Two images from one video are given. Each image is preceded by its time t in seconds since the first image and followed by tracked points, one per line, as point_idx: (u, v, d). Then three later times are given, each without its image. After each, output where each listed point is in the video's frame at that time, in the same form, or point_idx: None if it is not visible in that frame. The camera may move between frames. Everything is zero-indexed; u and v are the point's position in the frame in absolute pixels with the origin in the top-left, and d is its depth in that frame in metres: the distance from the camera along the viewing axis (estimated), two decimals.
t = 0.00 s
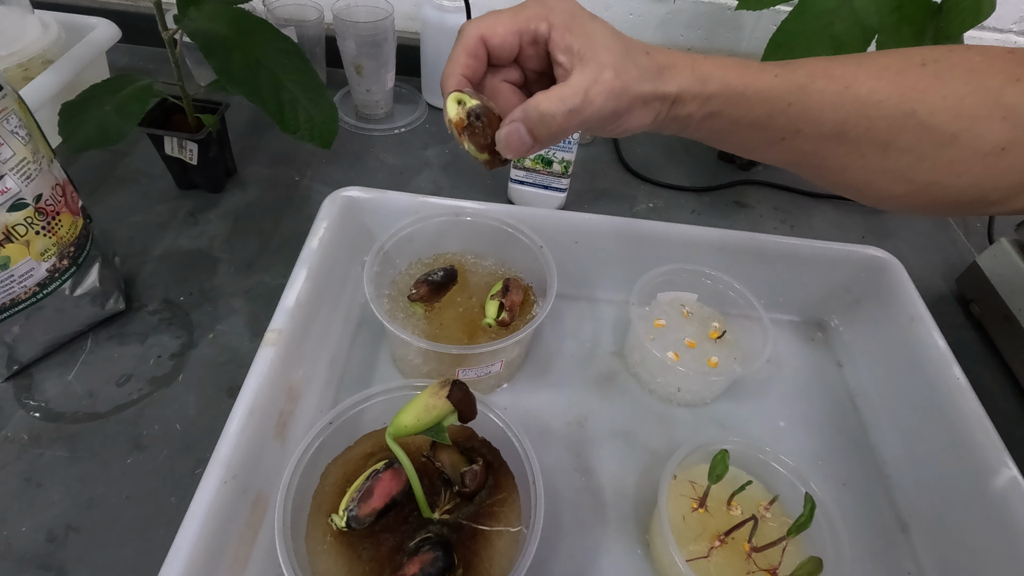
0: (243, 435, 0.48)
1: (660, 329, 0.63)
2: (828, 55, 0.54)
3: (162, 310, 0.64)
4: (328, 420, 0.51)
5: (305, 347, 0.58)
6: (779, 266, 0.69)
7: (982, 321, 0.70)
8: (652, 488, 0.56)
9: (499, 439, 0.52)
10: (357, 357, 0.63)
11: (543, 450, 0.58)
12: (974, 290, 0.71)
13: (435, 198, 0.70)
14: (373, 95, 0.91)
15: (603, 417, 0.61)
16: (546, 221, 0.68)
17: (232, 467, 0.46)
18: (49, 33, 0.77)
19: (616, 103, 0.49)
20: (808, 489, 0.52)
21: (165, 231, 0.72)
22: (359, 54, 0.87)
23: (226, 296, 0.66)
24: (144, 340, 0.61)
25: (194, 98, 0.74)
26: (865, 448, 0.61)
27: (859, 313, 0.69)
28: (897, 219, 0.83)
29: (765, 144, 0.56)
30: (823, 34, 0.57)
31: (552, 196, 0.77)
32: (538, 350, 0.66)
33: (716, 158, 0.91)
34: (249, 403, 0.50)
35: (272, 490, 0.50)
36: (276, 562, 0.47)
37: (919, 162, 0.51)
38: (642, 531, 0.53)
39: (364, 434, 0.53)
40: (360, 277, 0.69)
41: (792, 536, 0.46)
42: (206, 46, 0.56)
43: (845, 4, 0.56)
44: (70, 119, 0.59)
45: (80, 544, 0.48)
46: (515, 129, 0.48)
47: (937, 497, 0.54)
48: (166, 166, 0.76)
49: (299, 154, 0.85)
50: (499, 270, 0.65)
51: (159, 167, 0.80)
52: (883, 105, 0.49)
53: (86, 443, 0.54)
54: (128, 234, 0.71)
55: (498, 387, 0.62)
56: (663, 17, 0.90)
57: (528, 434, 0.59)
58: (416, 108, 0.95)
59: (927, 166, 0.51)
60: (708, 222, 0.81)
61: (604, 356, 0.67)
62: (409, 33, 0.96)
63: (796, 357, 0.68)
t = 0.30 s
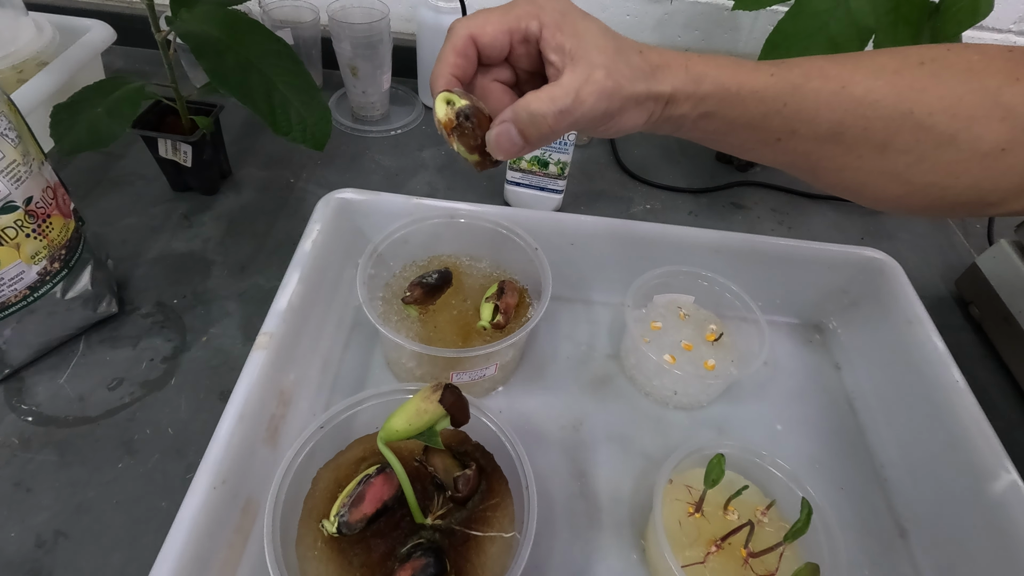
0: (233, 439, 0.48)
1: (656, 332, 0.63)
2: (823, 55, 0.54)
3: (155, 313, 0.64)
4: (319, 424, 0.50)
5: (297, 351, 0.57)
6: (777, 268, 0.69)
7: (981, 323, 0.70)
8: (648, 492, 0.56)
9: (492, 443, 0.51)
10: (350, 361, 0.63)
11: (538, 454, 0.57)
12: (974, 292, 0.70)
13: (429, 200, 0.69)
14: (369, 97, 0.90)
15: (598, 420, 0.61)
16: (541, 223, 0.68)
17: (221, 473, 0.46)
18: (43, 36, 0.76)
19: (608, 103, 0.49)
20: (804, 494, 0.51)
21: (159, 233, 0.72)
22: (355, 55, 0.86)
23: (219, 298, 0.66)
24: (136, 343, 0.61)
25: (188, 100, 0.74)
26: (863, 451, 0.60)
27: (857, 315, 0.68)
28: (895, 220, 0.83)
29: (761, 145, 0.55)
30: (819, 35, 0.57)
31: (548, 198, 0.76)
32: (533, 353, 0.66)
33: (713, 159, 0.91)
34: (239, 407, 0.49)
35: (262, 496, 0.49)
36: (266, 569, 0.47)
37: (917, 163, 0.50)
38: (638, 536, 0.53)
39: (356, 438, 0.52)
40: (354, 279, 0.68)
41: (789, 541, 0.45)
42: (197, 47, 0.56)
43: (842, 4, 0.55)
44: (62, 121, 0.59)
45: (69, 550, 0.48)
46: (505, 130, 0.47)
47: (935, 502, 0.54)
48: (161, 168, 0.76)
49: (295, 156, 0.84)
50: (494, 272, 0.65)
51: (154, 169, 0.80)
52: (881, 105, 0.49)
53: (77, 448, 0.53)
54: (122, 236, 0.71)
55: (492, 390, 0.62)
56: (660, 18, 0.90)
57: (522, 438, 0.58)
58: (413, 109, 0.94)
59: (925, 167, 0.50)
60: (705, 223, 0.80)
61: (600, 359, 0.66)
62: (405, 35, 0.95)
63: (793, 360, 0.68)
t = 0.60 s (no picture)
0: (232, 446, 0.47)
1: (657, 336, 0.63)
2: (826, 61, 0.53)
3: (154, 318, 0.64)
4: (319, 430, 0.50)
5: (297, 356, 0.57)
6: (778, 271, 0.68)
7: (984, 327, 0.69)
8: (650, 497, 0.55)
9: (493, 449, 0.51)
10: (351, 366, 0.63)
11: (538, 459, 0.57)
12: (976, 295, 0.70)
13: (430, 204, 0.69)
14: (369, 101, 0.90)
15: (599, 425, 0.60)
16: (542, 227, 0.68)
17: (220, 480, 0.45)
18: (43, 41, 0.76)
19: (610, 111, 0.49)
20: (807, 500, 0.51)
21: (158, 238, 0.72)
22: (355, 59, 0.86)
23: (220, 303, 0.66)
24: (136, 348, 0.61)
25: (188, 104, 0.74)
26: (865, 456, 0.60)
27: (859, 318, 0.68)
28: (897, 223, 0.83)
29: (763, 150, 0.55)
30: (821, 37, 0.56)
31: (549, 202, 0.76)
32: (534, 357, 0.66)
33: (714, 162, 0.90)
34: (239, 414, 0.49)
35: (262, 502, 0.49)
36: None
37: (920, 168, 0.50)
38: (639, 542, 0.53)
39: (356, 444, 0.52)
40: (354, 284, 0.68)
41: (791, 548, 0.45)
42: (196, 52, 0.56)
43: (843, 7, 0.55)
44: (61, 126, 0.59)
45: (68, 557, 0.47)
46: (507, 139, 0.47)
47: (939, 507, 0.53)
48: (160, 173, 0.76)
49: (294, 160, 0.84)
50: (495, 276, 0.64)
51: (153, 174, 0.80)
52: (884, 111, 0.49)
53: (76, 454, 0.53)
54: (122, 241, 0.71)
55: (493, 395, 0.61)
56: (660, 21, 0.89)
57: (523, 443, 0.58)
58: (413, 113, 0.94)
59: (929, 172, 0.50)
60: (706, 227, 0.80)
61: (600, 363, 0.66)
62: (405, 38, 0.95)
63: (795, 364, 0.67)
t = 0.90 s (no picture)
0: (235, 452, 0.47)
1: (659, 341, 0.63)
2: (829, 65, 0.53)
3: (156, 324, 0.64)
4: (321, 436, 0.50)
5: (299, 362, 0.57)
6: (779, 275, 0.68)
7: (986, 329, 0.69)
8: (652, 502, 0.55)
9: (495, 454, 0.51)
10: (352, 370, 0.63)
11: (540, 464, 0.57)
12: (977, 297, 0.70)
13: (431, 208, 0.69)
14: (370, 105, 0.90)
15: (601, 429, 0.60)
16: (543, 231, 0.68)
17: (222, 487, 0.45)
18: (44, 46, 0.76)
19: (613, 116, 0.49)
20: (811, 506, 0.51)
21: (159, 243, 0.72)
22: (356, 64, 0.86)
23: (221, 308, 0.66)
24: (137, 354, 0.61)
25: (189, 109, 0.74)
26: (868, 459, 0.60)
27: (861, 321, 0.68)
28: (898, 225, 0.83)
29: (766, 155, 0.55)
30: (822, 40, 0.56)
31: (550, 206, 0.76)
32: (535, 361, 0.66)
33: (715, 165, 0.90)
34: (241, 420, 0.49)
35: (264, 509, 0.49)
36: None
37: (922, 173, 0.50)
38: (642, 547, 0.52)
39: (358, 450, 0.52)
40: (356, 289, 0.68)
41: (795, 553, 0.45)
42: (198, 59, 0.56)
43: (843, 11, 0.54)
44: (63, 132, 0.59)
45: (69, 565, 0.47)
46: (511, 144, 0.47)
47: (942, 511, 0.53)
48: (161, 178, 0.76)
49: (295, 164, 0.84)
50: (496, 281, 0.64)
51: (154, 178, 0.80)
52: (887, 116, 0.48)
53: (77, 460, 0.53)
54: (123, 246, 0.71)
55: (495, 400, 0.61)
56: (660, 25, 0.90)
57: (525, 448, 0.58)
58: (413, 117, 0.94)
59: (931, 177, 0.50)
60: (707, 230, 0.80)
61: (602, 367, 0.66)
62: (406, 42, 0.95)
63: (797, 367, 0.67)
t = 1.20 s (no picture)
0: (245, 452, 0.48)
1: (661, 342, 0.63)
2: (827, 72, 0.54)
3: (165, 326, 0.65)
4: (329, 436, 0.51)
5: (307, 363, 0.58)
6: (779, 276, 0.69)
7: (985, 330, 0.70)
8: (655, 501, 0.56)
9: (501, 453, 0.52)
10: (359, 371, 0.64)
11: (544, 464, 0.58)
12: (976, 299, 0.71)
13: (436, 212, 0.70)
14: (374, 109, 0.91)
15: (604, 429, 0.61)
16: (546, 234, 0.69)
17: (233, 486, 0.46)
18: (53, 52, 0.78)
19: (617, 123, 0.50)
20: (811, 503, 0.52)
21: (167, 246, 0.73)
22: (360, 68, 0.87)
23: (229, 310, 0.67)
24: (147, 356, 0.62)
25: (197, 114, 0.75)
26: (868, 458, 0.61)
27: (861, 322, 0.69)
28: (898, 227, 0.83)
29: (765, 159, 0.56)
30: (820, 45, 0.57)
31: (552, 208, 0.77)
32: (539, 362, 0.66)
33: (716, 167, 0.91)
34: (251, 420, 0.50)
35: (274, 507, 0.50)
36: None
37: (919, 176, 0.51)
38: (645, 546, 0.53)
39: (366, 449, 0.53)
40: (361, 291, 0.69)
41: (795, 550, 0.46)
42: (208, 66, 0.57)
43: (842, 17, 0.55)
44: (74, 138, 0.60)
45: (82, 562, 0.48)
46: (517, 150, 0.48)
47: (942, 509, 0.54)
48: (169, 181, 0.77)
49: (301, 168, 0.85)
50: (500, 283, 0.65)
51: (162, 182, 0.81)
52: (883, 121, 0.49)
53: (89, 460, 0.54)
54: (132, 249, 0.72)
55: (499, 400, 0.62)
56: (661, 29, 0.91)
57: (529, 448, 0.59)
58: (417, 120, 0.95)
59: (928, 180, 0.51)
60: (708, 231, 0.81)
61: (605, 368, 0.67)
62: (409, 47, 0.97)
63: (797, 367, 0.68)
